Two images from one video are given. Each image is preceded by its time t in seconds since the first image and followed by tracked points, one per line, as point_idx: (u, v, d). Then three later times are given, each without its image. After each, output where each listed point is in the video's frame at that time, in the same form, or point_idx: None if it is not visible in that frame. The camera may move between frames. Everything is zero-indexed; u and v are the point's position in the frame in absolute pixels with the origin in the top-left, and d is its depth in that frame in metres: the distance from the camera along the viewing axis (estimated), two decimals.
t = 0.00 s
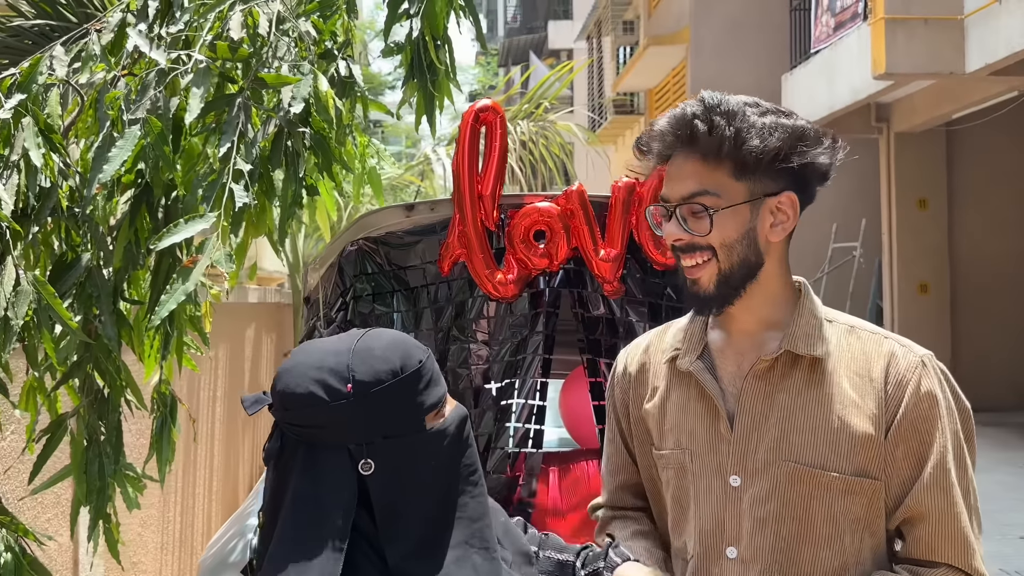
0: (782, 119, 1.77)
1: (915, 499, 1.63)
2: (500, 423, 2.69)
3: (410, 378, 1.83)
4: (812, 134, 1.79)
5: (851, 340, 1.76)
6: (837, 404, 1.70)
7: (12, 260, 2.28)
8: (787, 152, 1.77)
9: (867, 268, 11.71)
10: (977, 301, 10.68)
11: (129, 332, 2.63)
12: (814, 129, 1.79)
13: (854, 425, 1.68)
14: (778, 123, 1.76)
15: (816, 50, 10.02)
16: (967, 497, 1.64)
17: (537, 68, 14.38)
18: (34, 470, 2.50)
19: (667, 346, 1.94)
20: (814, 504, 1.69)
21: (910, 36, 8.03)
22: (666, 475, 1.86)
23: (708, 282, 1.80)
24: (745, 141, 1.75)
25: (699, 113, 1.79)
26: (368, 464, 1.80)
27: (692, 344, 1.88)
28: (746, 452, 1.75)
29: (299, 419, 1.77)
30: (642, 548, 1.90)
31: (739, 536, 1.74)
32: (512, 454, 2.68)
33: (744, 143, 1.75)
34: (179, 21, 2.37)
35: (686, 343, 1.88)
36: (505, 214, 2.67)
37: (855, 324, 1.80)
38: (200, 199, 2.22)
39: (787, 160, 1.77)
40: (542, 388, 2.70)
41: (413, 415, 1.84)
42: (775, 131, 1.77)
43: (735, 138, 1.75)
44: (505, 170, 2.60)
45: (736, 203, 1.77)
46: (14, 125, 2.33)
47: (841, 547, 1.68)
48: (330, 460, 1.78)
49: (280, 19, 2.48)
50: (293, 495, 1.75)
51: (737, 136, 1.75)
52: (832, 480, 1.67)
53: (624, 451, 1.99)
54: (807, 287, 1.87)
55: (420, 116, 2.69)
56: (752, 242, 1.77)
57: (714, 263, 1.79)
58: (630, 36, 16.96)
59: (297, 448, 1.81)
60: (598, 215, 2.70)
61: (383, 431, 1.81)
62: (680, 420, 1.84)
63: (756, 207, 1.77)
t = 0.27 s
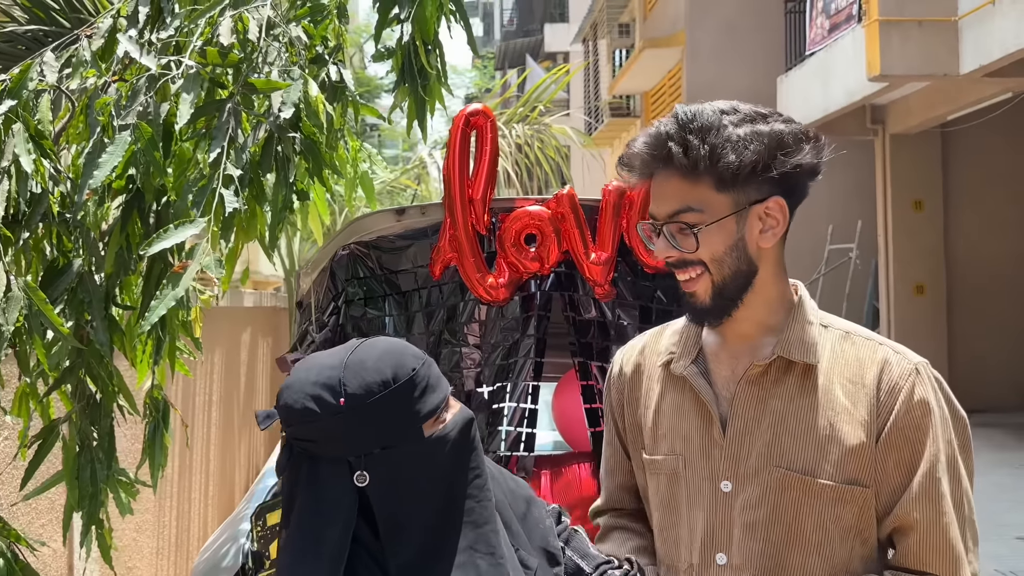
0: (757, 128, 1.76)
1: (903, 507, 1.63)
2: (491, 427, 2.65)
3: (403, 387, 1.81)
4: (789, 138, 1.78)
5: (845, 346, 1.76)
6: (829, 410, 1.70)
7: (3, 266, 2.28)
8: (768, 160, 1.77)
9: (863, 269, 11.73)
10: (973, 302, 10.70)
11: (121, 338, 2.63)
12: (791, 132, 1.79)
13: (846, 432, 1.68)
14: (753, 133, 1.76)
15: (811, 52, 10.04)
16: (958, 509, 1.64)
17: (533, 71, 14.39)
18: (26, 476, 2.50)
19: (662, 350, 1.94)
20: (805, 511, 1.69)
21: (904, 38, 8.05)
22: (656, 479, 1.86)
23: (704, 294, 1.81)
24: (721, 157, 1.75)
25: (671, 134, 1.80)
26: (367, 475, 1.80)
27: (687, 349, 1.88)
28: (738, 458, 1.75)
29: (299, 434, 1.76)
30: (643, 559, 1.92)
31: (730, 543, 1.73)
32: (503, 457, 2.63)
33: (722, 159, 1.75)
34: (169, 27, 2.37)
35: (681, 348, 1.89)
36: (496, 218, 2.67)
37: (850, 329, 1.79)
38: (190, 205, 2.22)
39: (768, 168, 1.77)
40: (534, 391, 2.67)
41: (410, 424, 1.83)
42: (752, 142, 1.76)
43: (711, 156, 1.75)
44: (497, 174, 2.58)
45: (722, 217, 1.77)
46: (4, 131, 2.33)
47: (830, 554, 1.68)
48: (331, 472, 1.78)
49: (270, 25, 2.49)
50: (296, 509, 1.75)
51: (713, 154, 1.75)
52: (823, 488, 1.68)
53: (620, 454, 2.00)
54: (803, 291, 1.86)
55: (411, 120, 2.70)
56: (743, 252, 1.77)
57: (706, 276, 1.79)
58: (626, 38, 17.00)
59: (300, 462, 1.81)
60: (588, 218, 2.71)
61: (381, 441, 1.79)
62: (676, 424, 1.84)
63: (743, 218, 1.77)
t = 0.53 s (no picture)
0: (734, 136, 1.75)
1: (894, 506, 1.63)
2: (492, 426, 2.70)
3: (433, 379, 1.82)
4: (768, 144, 1.76)
5: (839, 346, 1.76)
6: (823, 410, 1.71)
7: None
8: (747, 167, 1.75)
9: (852, 269, 11.80)
10: (962, 300, 10.77)
11: (116, 339, 2.63)
12: (770, 136, 1.76)
13: (839, 431, 1.69)
14: (730, 141, 1.75)
15: (800, 53, 10.09)
16: (951, 507, 1.63)
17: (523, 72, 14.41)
18: (21, 478, 2.49)
19: (660, 354, 1.96)
20: (800, 509, 1.70)
21: (893, 38, 8.10)
22: (655, 483, 1.88)
23: (695, 301, 1.81)
24: (699, 167, 1.74)
25: (649, 146, 1.81)
26: (394, 468, 1.82)
27: (684, 352, 1.90)
28: (736, 459, 1.77)
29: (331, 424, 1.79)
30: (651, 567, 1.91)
31: (729, 543, 1.75)
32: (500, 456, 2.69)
33: (698, 170, 1.74)
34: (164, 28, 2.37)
35: (678, 352, 1.91)
36: (491, 218, 2.68)
37: (844, 329, 1.80)
38: (186, 206, 2.22)
39: (747, 176, 1.75)
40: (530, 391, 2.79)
41: (440, 416, 1.84)
42: (729, 151, 1.75)
43: (688, 167, 1.75)
44: (493, 175, 2.61)
45: (708, 225, 1.76)
46: None
47: (824, 552, 1.70)
48: (360, 464, 1.80)
49: (266, 26, 2.49)
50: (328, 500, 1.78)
51: (690, 165, 1.75)
52: (818, 488, 1.68)
53: (621, 453, 2.02)
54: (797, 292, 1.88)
55: (406, 121, 2.70)
56: (730, 258, 1.77)
57: (696, 284, 1.80)
58: (616, 40, 17.05)
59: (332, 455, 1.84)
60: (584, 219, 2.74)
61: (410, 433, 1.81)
62: (673, 429, 1.86)
63: (730, 224, 1.77)
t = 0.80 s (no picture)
0: (734, 149, 1.76)
1: (896, 497, 1.66)
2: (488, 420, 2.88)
3: (476, 350, 1.90)
4: (767, 155, 1.77)
5: (839, 342, 1.79)
6: (824, 405, 1.74)
7: None
8: (746, 179, 1.78)
9: (837, 267, 11.90)
10: (946, 298, 10.88)
11: (112, 337, 2.63)
12: (769, 148, 1.78)
13: (840, 424, 1.72)
14: (730, 154, 1.76)
15: (785, 53, 10.18)
16: (953, 497, 1.66)
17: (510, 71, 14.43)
18: (18, 475, 2.49)
19: (661, 353, 1.98)
20: (802, 501, 1.73)
21: (877, 38, 8.17)
22: (658, 481, 1.92)
23: (686, 300, 1.86)
24: (699, 182, 1.77)
25: (650, 157, 1.81)
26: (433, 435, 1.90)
27: (684, 351, 1.92)
28: (738, 454, 1.80)
29: (375, 390, 1.88)
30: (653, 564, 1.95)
31: (732, 536, 1.78)
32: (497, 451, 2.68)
33: (699, 184, 1.77)
34: (162, 25, 2.37)
35: (678, 351, 1.93)
36: (490, 216, 2.73)
37: (842, 325, 1.82)
38: (186, 203, 2.23)
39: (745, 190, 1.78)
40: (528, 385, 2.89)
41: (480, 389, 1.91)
42: (730, 165, 1.77)
43: (687, 181, 1.78)
44: (491, 167, 2.63)
45: (703, 234, 1.80)
46: None
47: (827, 542, 1.73)
48: (400, 432, 1.88)
49: (264, 23, 2.49)
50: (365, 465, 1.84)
51: (689, 179, 1.78)
52: (820, 480, 1.71)
53: (622, 451, 2.05)
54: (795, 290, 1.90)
55: (403, 120, 2.73)
56: (725, 266, 1.81)
57: (686, 288, 1.84)
58: (602, 39, 17.09)
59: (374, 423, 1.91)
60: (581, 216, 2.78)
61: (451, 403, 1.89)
62: (674, 428, 1.89)
63: (725, 232, 1.80)
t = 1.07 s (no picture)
0: (727, 134, 1.80)
1: (902, 491, 1.70)
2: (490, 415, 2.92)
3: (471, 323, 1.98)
4: (761, 139, 1.81)
5: (850, 338, 1.83)
6: (835, 399, 1.78)
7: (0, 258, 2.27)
8: (742, 162, 1.80)
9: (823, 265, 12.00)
10: (931, 297, 10.99)
11: (115, 330, 2.63)
12: (763, 132, 1.81)
13: (850, 417, 1.76)
14: (723, 140, 1.80)
15: (773, 52, 10.24)
16: (957, 495, 1.69)
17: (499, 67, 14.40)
18: (21, 466, 2.50)
19: (672, 341, 2.01)
20: (810, 493, 1.77)
21: (865, 38, 8.24)
22: (666, 465, 1.94)
23: (701, 293, 1.87)
24: (692, 167, 1.81)
25: (644, 149, 1.86)
26: (425, 402, 1.93)
27: (696, 341, 1.95)
28: (750, 444, 1.83)
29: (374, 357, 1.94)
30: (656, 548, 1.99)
31: (739, 523, 1.82)
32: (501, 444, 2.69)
33: (692, 169, 1.81)
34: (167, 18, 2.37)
35: (690, 340, 1.96)
36: (493, 211, 2.77)
37: (854, 321, 1.86)
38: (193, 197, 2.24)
39: (741, 173, 1.81)
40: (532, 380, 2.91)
41: (473, 359, 1.96)
42: (723, 149, 1.80)
43: (682, 168, 1.82)
44: (494, 167, 2.69)
45: (707, 221, 1.83)
46: None
47: (831, 530, 1.78)
48: (394, 397, 1.91)
49: (269, 17, 2.49)
50: (360, 426, 1.89)
51: (685, 166, 1.82)
52: (829, 472, 1.76)
53: (628, 442, 2.08)
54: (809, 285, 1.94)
55: (406, 114, 2.71)
56: (732, 252, 1.83)
57: (699, 277, 1.87)
58: (591, 36, 17.13)
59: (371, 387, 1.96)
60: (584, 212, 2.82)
61: (446, 371, 1.93)
62: (684, 415, 1.91)
63: (729, 218, 1.82)
